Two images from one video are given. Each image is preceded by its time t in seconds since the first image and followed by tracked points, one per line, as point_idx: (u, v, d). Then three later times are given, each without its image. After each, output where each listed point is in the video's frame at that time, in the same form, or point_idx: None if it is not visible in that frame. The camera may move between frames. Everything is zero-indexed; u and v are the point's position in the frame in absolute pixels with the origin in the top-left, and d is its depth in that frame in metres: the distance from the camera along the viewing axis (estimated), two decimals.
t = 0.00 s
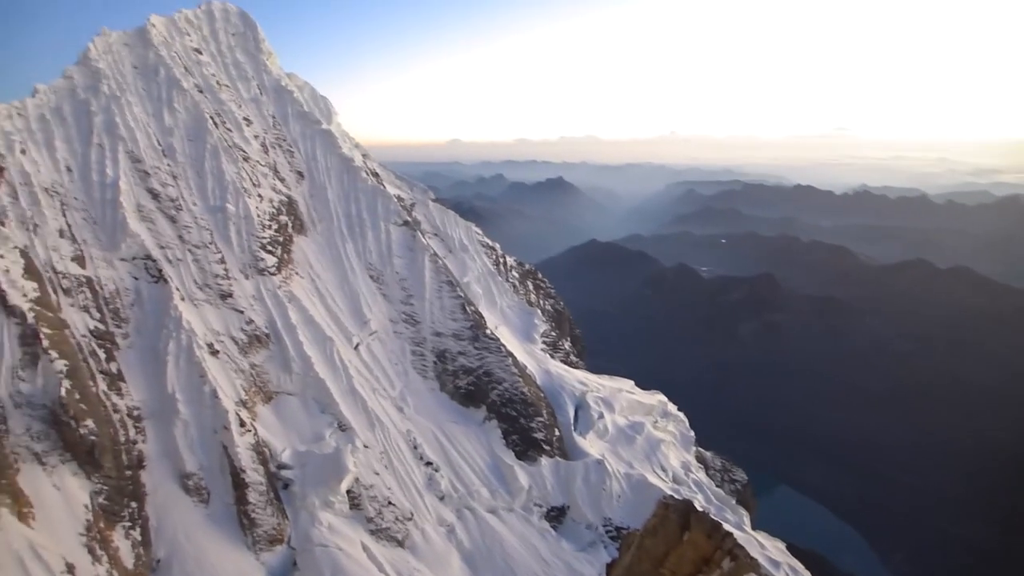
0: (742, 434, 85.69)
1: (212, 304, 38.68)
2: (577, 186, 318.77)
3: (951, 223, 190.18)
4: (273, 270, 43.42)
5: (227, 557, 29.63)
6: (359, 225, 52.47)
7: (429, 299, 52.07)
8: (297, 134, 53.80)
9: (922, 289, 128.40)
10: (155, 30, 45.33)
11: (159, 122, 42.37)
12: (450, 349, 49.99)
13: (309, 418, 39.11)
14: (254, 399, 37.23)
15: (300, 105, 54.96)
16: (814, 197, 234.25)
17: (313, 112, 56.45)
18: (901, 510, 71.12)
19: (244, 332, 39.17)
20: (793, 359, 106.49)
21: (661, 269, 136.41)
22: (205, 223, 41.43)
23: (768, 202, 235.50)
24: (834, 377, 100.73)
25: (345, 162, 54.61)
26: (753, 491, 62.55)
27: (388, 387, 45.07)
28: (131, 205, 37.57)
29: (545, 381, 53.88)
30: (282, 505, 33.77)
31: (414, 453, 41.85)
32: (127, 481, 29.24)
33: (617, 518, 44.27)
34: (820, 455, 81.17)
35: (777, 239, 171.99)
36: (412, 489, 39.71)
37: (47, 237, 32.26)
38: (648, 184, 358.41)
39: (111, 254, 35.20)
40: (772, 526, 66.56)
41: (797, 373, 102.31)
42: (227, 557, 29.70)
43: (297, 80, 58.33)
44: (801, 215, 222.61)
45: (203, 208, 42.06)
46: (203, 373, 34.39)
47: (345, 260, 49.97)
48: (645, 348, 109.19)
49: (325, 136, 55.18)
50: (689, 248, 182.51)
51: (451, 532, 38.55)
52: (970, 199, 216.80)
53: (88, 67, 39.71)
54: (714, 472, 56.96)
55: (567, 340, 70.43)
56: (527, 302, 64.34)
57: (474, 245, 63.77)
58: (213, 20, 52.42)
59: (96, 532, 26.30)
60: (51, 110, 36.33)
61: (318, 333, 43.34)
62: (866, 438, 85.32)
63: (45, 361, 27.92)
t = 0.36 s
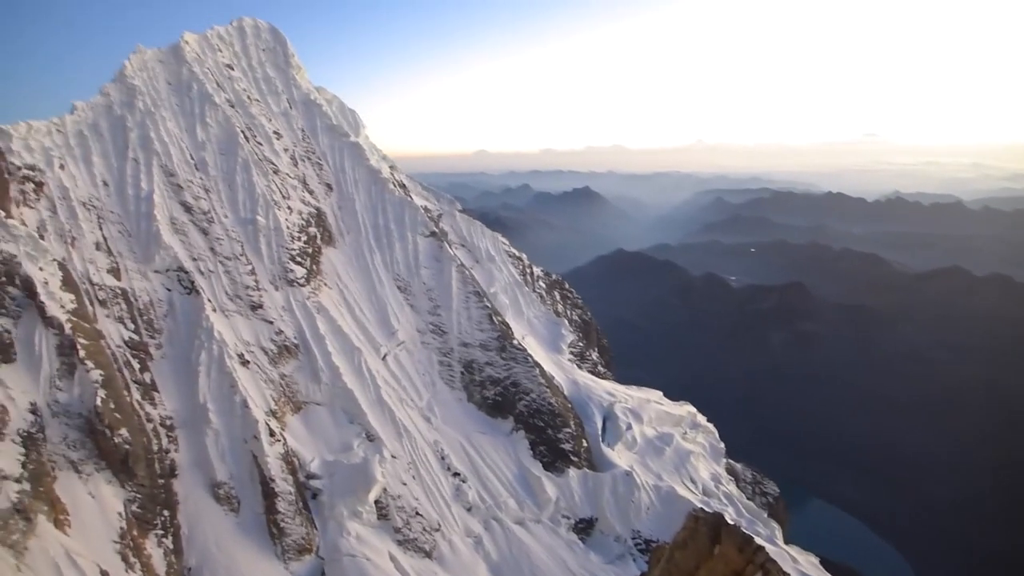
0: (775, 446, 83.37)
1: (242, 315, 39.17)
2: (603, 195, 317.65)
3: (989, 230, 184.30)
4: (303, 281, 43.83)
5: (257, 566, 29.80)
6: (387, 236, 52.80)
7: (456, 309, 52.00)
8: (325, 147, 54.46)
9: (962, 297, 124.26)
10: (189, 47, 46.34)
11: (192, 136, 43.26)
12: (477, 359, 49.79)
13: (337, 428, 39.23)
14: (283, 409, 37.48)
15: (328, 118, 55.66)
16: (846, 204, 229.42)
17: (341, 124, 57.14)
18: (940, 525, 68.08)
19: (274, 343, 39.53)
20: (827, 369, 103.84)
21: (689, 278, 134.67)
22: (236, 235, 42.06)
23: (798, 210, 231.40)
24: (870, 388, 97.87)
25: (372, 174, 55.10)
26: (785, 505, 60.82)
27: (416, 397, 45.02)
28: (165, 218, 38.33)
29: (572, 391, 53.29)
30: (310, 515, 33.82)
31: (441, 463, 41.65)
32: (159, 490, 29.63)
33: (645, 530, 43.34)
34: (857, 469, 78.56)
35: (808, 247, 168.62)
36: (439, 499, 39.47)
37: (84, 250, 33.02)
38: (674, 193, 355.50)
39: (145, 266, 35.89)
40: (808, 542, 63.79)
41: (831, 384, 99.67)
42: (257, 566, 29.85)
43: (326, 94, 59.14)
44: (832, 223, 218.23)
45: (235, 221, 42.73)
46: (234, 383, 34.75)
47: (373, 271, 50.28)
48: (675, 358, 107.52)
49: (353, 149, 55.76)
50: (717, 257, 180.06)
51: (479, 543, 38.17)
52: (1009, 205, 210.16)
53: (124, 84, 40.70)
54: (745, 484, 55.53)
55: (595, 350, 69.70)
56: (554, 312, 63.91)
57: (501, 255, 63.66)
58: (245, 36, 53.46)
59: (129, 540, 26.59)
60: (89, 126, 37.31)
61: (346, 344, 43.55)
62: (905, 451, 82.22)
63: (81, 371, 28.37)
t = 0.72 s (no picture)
0: (798, 454, 81.80)
1: (263, 318, 39.47)
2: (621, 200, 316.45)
3: (1018, 234, 179.87)
4: (322, 285, 44.08)
5: (276, 569, 29.95)
6: (406, 240, 52.93)
7: (475, 314, 51.86)
8: (346, 152, 54.81)
9: (991, 303, 121.25)
10: (212, 54, 46.92)
11: (215, 142, 43.79)
12: (496, 364, 49.59)
13: (356, 432, 39.29)
14: (303, 412, 37.67)
15: (348, 123, 56.02)
16: (870, 208, 225.68)
17: (361, 130, 57.45)
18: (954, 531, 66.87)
19: (294, 346, 39.72)
20: (851, 377, 101.90)
21: (710, 284, 133.24)
22: (257, 240, 42.44)
23: (820, 214, 228.01)
24: (895, 396, 95.77)
25: (392, 179, 55.29)
26: (807, 514, 59.62)
27: (434, 402, 44.95)
28: (188, 223, 38.79)
29: (591, 397, 52.84)
30: (329, 518, 33.89)
31: (459, 468, 41.52)
32: (181, 492, 29.90)
33: (664, 537, 42.73)
34: (882, 480, 76.74)
35: (830, 252, 165.98)
36: (457, 504, 39.32)
37: (108, 254, 33.51)
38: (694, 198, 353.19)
39: (168, 270, 36.32)
40: (831, 553, 62.09)
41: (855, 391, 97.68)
42: (275, 569, 29.99)
43: (346, 100, 59.54)
44: (854, 228, 214.82)
45: (256, 225, 43.13)
46: (254, 387, 34.97)
47: (392, 276, 50.40)
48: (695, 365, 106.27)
49: (373, 154, 56.02)
50: (737, 262, 178.17)
51: (496, 548, 37.92)
52: None
53: (148, 90, 41.29)
54: (765, 492, 54.52)
55: (614, 356, 69.12)
56: (573, 317, 63.53)
57: (520, 261, 63.47)
58: (267, 43, 54.03)
59: (151, 541, 26.82)
60: (114, 132, 37.91)
61: (365, 348, 43.67)
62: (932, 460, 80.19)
63: (105, 373, 28.67)
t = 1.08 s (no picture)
0: (817, 468, 80.28)
1: (280, 323, 39.68)
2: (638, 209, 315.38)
3: None
4: (339, 291, 44.27)
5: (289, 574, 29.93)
6: (423, 247, 53.03)
7: (490, 321, 51.71)
8: (364, 159, 55.15)
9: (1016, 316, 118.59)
10: (234, 61, 47.55)
11: (235, 148, 44.30)
12: (511, 372, 49.37)
13: (371, 438, 39.27)
14: (318, 417, 37.74)
15: (367, 130, 56.40)
16: (890, 218, 222.74)
17: (379, 137, 57.81)
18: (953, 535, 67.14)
19: (310, 352, 39.86)
20: (872, 389, 100.07)
21: (727, 294, 131.99)
22: (275, 245, 42.76)
23: (839, 224, 225.19)
24: (918, 410, 93.83)
25: (409, 186, 55.51)
26: (825, 528, 58.42)
27: (449, 409, 44.84)
28: (207, 228, 39.20)
29: (606, 406, 52.35)
30: (343, 524, 33.82)
31: (473, 475, 41.30)
32: (197, 495, 30.04)
33: (679, 549, 42.10)
34: (891, 488, 76.15)
35: (850, 262, 163.71)
36: (471, 511, 39.08)
37: (130, 258, 33.93)
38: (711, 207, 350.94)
39: (187, 274, 36.69)
40: (849, 568, 60.57)
41: (876, 404, 95.89)
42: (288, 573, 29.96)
43: (365, 107, 60.00)
44: (875, 239, 211.79)
45: (274, 231, 43.47)
46: (270, 391, 35.11)
47: (408, 282, 50.51)
48: (712, 375, 105.03)
49: (390, 160, 56.31)
50: (755, 272, 176.44)
51: (510, 557, 37.59)
52: None
53: (171, 97, 41.89)
54: (782, 504, 53.57)
55: (630, 365, 68.52)
56: (589, 326, 63.16)
57: (536, 268, 63.32)
58: (288, 51, 54.66)
59: (166, 543, 26.93)
60: (137, 138, 38.49)
61: (381, 354, 43.71)
62: (940, 468, 79.67)
63: (124, 376, 28.94)
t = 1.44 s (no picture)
0: (833, 478, 79.23)
1: (298, 329, 39.92)
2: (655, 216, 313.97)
3: None
4: (356, 298, 44.47)
5: None
6: (440, 254, 53.13)
7: (507, 328, 51.55)
8: (382, 166, 55.48)
9: None
10: (254, 70, 48.17)
11: (255, 156, 44.79)
12: (527, 380, 49.13)
13: (387, 444, 39.28)
14: (335, 423, 37.84)
15: (385, 138, 56.78)
16: (912, 226, 219.27)
17: (397, 144, 58.15)
18: (954, 538, 67.27)
19: (327, 358, 40.02)
20: (895, 400, 98.15)
21: (746, 302, 130.58)
22: (294, 251, 43.08)
23: (860, 233, 222.18)
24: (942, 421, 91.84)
25: (427, 193, 55.71)
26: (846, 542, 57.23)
27: (465, 416, 44.72)
28: (227, 234, 39.62)
29: (623, 414, 51.88)
30: (358, 530, 33.76)
31: (489, 483, 41.08)
32: (214, 499, 30.21)
33: (696, 560, 41.49)
34: (894, 493, 76.26)
35: (871, 271, 161.27)
36: (487, 519, 38.85)
37: (151, 264, 34.34)
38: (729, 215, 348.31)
39: (207, 280, 37.07)
40: None
41: (899, 415, 94.01)
42: None
43: (383, 115, 60.45)
44: (896, 248, 208.71)
45: (293, 237, 43.80)
46: (288, 397, 35.27)
47: (425, 289, 50.59)
48: (730, 384, 103.79)
49: (408, 168, 56.58)
50: (774, 281, 174.50)
51: (526, 566, 37.31)
52: None
53: (193, 105, 42.48)
54: (801, 516, 52.61)
55: (647, 374, 67.89)
56: (606, 334, 62.74)
57: (553, 276, 63.12)
58: (308, 59, 55.26)
59: (183, 547, 27.08)
60: (159, 146, 39.06)
61: (398, 360, 43.76)
62: (946, 475, 79.54)
63: (144, 380, 29.23)
